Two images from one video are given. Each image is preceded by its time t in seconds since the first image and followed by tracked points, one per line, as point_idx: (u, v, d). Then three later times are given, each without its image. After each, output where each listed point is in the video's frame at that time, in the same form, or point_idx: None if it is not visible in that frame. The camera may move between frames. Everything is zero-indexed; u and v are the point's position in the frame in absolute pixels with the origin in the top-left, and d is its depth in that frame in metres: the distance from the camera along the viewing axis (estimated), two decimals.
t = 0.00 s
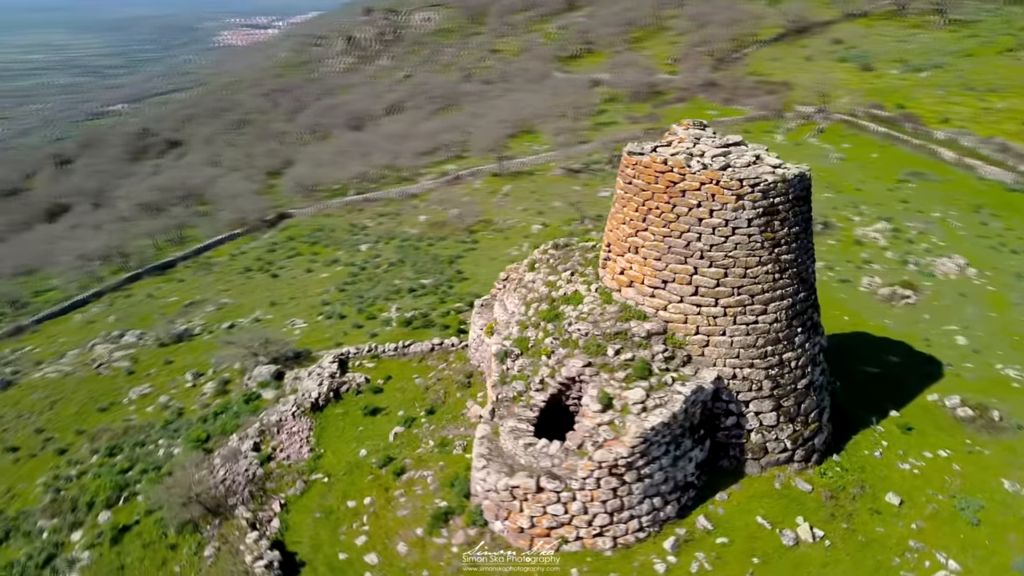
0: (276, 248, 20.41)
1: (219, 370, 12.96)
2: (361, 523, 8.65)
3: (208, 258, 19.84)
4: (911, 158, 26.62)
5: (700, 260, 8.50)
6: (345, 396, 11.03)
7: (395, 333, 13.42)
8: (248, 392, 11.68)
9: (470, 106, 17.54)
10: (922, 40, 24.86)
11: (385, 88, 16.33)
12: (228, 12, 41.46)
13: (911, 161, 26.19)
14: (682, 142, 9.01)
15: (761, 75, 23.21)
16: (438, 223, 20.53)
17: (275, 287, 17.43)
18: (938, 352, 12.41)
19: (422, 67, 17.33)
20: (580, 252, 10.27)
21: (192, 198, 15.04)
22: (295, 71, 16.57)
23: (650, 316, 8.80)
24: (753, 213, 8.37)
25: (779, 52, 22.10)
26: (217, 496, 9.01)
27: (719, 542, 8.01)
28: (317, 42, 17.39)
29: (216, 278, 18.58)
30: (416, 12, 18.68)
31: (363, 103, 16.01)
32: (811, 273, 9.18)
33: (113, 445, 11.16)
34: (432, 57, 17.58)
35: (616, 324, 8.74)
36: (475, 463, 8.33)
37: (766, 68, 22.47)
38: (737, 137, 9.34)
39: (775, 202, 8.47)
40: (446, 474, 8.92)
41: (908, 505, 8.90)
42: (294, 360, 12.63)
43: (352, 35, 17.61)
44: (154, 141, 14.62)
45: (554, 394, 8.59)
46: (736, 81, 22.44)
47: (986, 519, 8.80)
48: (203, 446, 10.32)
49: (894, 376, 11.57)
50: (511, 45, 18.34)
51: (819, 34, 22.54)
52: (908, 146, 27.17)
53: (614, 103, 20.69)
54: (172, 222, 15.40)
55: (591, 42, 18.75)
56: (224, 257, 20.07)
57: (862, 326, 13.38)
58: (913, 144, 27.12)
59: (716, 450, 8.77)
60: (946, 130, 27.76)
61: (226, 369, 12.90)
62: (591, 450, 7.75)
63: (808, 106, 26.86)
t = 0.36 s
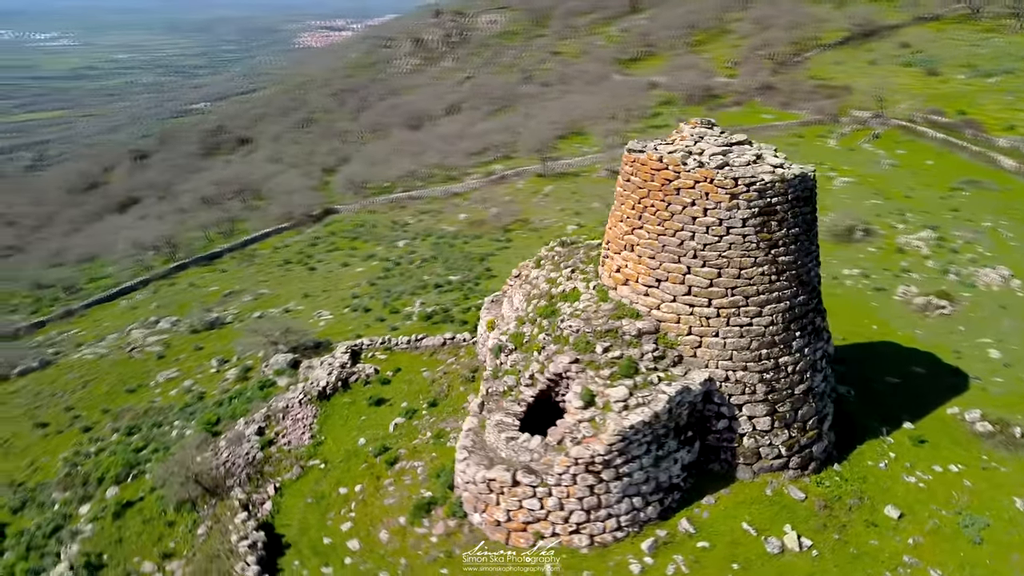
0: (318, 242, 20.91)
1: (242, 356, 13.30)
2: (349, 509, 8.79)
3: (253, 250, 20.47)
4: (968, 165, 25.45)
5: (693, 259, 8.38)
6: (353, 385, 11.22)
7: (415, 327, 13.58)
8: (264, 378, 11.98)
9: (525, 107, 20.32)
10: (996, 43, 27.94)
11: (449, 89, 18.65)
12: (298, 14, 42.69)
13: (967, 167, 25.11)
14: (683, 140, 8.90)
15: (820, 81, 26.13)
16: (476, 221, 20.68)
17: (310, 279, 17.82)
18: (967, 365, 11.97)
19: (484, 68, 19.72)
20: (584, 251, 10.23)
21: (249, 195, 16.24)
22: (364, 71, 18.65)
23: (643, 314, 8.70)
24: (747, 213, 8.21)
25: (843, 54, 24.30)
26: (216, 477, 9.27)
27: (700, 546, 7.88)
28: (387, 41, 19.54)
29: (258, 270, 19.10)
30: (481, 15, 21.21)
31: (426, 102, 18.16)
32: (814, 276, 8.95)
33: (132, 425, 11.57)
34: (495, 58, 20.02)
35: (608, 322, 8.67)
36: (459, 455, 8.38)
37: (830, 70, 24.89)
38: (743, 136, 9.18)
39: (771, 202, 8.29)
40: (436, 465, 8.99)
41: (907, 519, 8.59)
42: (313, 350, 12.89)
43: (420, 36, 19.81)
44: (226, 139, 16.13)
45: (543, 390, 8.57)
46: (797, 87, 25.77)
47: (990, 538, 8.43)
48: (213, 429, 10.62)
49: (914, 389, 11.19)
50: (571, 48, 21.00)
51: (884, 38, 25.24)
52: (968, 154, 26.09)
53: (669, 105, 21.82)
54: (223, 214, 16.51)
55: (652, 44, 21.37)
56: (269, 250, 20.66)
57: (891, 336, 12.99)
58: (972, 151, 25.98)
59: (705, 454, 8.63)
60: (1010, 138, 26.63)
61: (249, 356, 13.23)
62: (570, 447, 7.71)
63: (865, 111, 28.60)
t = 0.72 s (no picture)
0: (359, 238, 21.30)
1: (264, 343, 13.63)
2: (339, 494, 8.94)
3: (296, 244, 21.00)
4: None
5: (685, 257, 8.27)
6: (362, 374, 11.40)
7: (435, 321, 13.74)
8: (281, 365, 12.26)
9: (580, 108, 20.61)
10: None
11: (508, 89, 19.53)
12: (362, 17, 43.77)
13: None
14: (683, 137, 8.80)
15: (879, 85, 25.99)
16: (513, 220, 20.75)
17: (345, 273, 18.13)
18: (995, 378, 11.49)
19: (544, 70, 20.74)
20: (587, 247, 10.21)
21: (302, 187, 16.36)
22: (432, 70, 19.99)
23: (635, 312, 8.62)
24: (740, 211, 8.07)
25: (908, 58, 24.80)
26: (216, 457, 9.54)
27: (679, 547, 7.76)
28: (453, 43, 21.38)
29: (297, 262, 19.53)
30: (545, 18, 23.08)
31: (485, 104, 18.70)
32: (816, 278, 8.73)
33: (152, 407, 11.97)
34: (555, 60, 21.35)
35: (599, 318, 8.62)
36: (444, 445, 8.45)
37: (894, 74, 25.29)
38: (747, 134, 9.01)
39: (767, 201, 8.12)
40: (427, 455, 9.08)
41: (903, 532, 8.30)
42: (333, 339, 13.16)
43: (485, 37, 21.71)
44: (294, 136, 16.27)
45: (531, 385, 8.57)
46: (857, 89, 25.58)
47: (991, 555, 8.08)
48: (223, 413, 10.91)
49: (933, 400, 10.81)
50: (631, 50, 22.16)
51: (954, 40, 25.17)
52: None
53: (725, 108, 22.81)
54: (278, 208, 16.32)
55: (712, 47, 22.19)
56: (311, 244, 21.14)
57: (918, 346, 12.56)
58: None
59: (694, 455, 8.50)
60: None
61: (272, 344, 13.49)
62: (547, 441, 7.70)
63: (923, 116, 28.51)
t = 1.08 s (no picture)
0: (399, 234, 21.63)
1: (287, 332, 13.92)
2: (331, 480, 9.10)
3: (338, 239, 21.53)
4: None
5: (675, 255, 8.18)
6: (372, 366, 11.58)
7: (454, 315, 13.90)
8: (299, 354, 12.55)
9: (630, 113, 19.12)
10: None
11: (567, 92, 19.24)
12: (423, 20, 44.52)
13: None
14: (682, 134, 8.69)
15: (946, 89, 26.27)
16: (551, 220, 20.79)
17: (379, 267, 18.41)
18: None
19: (604, 70, 20.01)
20: (591, 244, 10.18)
21: (355, 185, 17.65)
22: (490, 73, 19.61)
23: (626, 309, 8.56)
24: (732, 209, 7.94)
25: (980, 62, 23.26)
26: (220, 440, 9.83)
27: (656, 548, 7.68)
28: (518, 46, 20.82)
29: (335, 256, 19.91)
30: (611, 19, 21.96)
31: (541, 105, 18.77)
32: (815, 281, 8.53)
33: (174, 390, 12.37)
34: (616, 60, 20.51)
35: (589, 315, 8.59)
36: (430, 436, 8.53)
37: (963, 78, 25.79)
38: (749, 132, 8.86)
39: (760, 199, 7.97)
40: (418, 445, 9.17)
41: (896, 544, 8.04)
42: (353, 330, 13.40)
43: (550, 40, 20.88)
44: (360, 135, 17.23)
45: (519, 379, 8.58)
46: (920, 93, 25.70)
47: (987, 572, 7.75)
48: (235, 399, 11.20)
49: (950, 412, 10.42)
50: (692, 52, 21.03)
51: None
52: None
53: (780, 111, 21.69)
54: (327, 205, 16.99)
55: (776, 48, 21.17)
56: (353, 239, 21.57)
57: (945, 356, 12.10)
58: None
59: (681, 456, 8.39)
60: None
61: (296, 333, 13.72)
62: (526, 435, 7.71)
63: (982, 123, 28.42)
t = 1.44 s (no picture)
0: (439, 231, 21.90)
1: (312, 323, 14.20)
2: (326, 468, 9.29)
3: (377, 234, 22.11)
4: None
5: (665, 255, 8.11)
6: (383, 358, 11.75)
7: (474, 311, 14.05)
8: (317, 345, 12.83)
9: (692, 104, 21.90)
10: None
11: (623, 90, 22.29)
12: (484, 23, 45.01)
13: None
14: (679, 133, 8.61)
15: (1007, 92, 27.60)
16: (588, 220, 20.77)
17: (412, 263, 18.65)
18: None
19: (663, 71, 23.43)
20: (593, 244, 10.15)
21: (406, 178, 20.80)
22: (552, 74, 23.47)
23: (616, 309, 8.52)
24: (721, 210, 7.83)
25: None
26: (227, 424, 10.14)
27: (631, 548, 7.63)
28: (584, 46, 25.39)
29: (373, 251, 20.22)
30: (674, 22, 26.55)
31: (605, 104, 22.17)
32: (812, 285, 8.34)
33: (197, 374, 12.77)
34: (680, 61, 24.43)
35: (579, 313, 8.57)
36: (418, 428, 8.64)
37: None
38: (749, 133, 8.72)
39: (750, 200, 7.84)
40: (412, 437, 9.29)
41: (884, 557, 7.80)
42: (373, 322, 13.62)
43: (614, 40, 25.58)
44: (422, 133, 20.43)
45: (508, 375, 8.61)
46: (983, 97, 28.09)
47: None
48: (248, 386, 11.50)
49: (965, 426, 10.07)
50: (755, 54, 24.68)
51: None
52: None
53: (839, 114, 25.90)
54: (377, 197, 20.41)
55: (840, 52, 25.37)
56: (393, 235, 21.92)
57: (971, 369, 11.67)
58: None
59: (667, 458, 8.30)
60: None
61: (320, 324, 13.98)
62: (504, 430, 7.75)
63: None
